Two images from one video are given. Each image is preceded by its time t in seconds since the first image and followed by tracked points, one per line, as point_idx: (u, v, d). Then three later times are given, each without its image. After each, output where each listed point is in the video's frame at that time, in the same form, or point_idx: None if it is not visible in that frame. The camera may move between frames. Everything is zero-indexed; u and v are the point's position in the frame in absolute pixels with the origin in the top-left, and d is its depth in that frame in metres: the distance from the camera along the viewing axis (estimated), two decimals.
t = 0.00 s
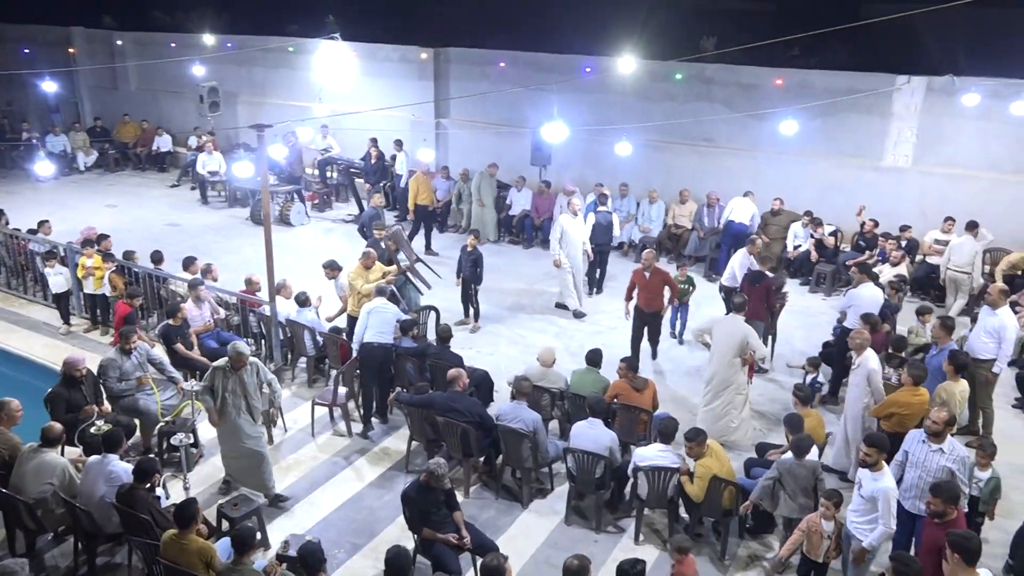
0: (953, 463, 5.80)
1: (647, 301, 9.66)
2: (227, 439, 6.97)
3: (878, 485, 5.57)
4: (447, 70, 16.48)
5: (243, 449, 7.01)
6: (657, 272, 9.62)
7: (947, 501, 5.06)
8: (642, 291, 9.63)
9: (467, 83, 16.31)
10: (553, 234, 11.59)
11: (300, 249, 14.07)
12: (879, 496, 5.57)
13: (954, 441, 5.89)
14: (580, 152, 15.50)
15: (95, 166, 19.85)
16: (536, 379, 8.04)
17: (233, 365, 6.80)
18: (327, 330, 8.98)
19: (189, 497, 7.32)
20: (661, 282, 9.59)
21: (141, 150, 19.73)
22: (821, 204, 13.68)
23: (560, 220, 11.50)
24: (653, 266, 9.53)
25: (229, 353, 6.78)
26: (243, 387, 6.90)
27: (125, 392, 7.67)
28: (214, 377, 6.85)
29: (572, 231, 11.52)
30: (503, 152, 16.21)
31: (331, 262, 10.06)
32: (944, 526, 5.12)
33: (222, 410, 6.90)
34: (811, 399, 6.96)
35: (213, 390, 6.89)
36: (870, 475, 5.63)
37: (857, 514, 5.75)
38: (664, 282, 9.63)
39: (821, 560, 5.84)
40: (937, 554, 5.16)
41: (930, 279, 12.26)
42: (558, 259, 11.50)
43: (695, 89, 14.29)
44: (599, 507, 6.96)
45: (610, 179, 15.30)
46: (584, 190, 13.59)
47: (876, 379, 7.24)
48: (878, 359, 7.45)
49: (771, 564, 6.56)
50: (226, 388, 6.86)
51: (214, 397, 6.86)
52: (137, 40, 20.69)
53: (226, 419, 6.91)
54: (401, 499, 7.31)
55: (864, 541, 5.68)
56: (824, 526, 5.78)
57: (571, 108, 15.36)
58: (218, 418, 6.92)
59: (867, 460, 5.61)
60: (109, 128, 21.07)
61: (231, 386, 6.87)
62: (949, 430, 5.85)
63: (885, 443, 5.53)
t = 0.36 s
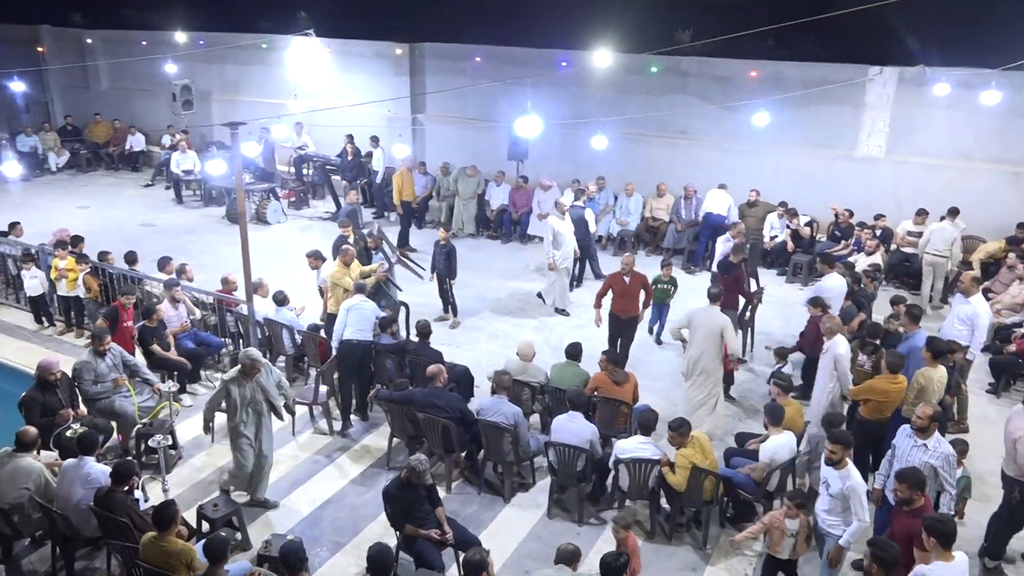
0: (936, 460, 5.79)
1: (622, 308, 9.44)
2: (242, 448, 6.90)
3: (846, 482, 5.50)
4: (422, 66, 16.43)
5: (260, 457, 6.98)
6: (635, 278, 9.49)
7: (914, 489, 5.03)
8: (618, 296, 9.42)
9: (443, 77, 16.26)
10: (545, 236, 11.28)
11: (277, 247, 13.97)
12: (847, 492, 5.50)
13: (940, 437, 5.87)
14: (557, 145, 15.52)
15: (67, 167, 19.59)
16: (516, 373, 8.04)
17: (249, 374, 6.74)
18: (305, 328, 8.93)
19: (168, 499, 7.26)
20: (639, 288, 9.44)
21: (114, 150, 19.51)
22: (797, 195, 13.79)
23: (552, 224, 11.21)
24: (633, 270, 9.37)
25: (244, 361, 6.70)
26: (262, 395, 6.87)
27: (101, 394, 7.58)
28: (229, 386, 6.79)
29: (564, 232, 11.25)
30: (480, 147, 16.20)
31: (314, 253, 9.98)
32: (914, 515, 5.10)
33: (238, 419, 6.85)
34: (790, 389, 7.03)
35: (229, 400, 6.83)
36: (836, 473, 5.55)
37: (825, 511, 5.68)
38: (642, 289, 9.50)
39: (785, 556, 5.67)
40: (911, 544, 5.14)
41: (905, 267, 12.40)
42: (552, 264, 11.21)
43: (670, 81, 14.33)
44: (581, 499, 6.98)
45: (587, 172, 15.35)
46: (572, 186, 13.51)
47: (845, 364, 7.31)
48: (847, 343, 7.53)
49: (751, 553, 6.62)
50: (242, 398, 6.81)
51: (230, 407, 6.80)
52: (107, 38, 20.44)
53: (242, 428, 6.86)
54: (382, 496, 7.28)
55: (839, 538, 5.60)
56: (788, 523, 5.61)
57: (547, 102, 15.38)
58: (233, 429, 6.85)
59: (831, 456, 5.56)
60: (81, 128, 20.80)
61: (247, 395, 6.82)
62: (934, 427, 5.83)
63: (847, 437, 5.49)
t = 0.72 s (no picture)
0: (913, 446, 5.83)
1: (606, 306, 9.36)
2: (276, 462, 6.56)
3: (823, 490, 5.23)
4: (399, 57, 16.32)
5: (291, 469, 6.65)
6: (619, 276, 9.40)
7: (874, 466, 4.96)
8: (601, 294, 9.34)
9: (420, 68, 16.17)
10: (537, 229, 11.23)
11: (255, 242, 13.87)
12: (825, 500, 5.25)
13: (918, 423, 5.89)
14: (535, 136, 15.51)
15: (40, 164, 19.33)
16: (498, 364, 8.05)
17: (271, 381, 6.44)
18: (286, 323, 8.88)
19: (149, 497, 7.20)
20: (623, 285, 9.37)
21: (87, 146, 19.27)
22: (775, 182, 13.87)
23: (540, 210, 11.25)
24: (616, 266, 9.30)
25: (265, 370, 6.39)
26: (284, 401, 6.60)
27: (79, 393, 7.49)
28: (255, 399, 6.42)
29: (554, 222, 11.29)
30: (459, 139, 16.16)
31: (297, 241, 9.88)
32: (876, 494, 5.04)
33: (268, 430, 6.49)
34: (770, 374, 7.06)
35: (258, 415, 6.45)
36: (815, 481, 5.28)
37: (797, 517, 5.44)
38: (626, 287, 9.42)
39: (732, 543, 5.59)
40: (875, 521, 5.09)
41: (882, 252, 12.51)
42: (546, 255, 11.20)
43: (648, 70, 14.32)
44: (564, 488, 7.01)
45: (567, 162, 15.35)
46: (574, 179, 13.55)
47: (813, 342, 7.34)
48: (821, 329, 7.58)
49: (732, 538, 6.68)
50: (270, 409, 6.47)
51: (260, 422, 6.43)
52: (78, 32, 20.15)
53: (273, 440, 6.52)
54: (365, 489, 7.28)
55: (816, 544, 5.40)
56: (735, 510, 5.54)
57: (525, 92, 15.36)
58: (265, 443, 6.49)
59: (808, 463, 5.30)
60: (53, 124, 20.51)
61: (272, 404, 6.49)
62: (912, 413, 5.83)
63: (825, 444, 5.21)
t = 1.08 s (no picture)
0: (873, 420, 5.91)
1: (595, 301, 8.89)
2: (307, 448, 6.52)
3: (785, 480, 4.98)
4: (377, 38, 16.17)
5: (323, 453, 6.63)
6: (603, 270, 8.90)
7: (838, 439, 4.97)
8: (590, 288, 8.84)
9: (398, 49, 16.03)
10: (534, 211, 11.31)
11: (234, 227, 13.75)
12: (791, 492, 4.99)
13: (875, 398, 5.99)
14: (515, 116, 15.46)
15: (12, 150, 19.04)
16: (480, 345, 8.06)
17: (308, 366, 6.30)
18: (266, 308, 8.83)
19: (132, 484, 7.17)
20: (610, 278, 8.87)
21: (61, 131, 18.98)
22: (753, 160, 13.92)
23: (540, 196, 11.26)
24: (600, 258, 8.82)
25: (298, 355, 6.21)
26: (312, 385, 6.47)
27: (58, 380, 7.43)
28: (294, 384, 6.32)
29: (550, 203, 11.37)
30: (438, 119, 16.07)
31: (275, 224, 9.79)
32: (841, 468, 5.03)
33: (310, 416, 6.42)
34: (751, 349, 7.09)
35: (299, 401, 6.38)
36: (775, 473, 5.02)
37: (760, 512, 5.17)
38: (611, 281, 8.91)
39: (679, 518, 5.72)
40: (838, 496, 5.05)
41: (860, 228, 12.61)
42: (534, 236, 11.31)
43: (627, 49, 14.27)
44: (548, 467, 7.04)
45: (547, 142, 15.31)
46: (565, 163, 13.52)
47: (778, 318, 7.43)
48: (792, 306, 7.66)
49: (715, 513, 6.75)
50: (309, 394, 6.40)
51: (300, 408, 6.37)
52: (48, 16, 19.80)
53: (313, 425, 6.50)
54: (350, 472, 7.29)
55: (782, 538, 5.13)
56: (682, 488, 5.66)
57: (503, 72, 15.28)
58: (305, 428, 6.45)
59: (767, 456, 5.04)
60: (25, 109, 20.18)
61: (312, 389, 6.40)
62: (869, 388, 5.94)
63: (783, 436, 4.95)
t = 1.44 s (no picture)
0: (835, 396, 5.73)
1: (597, 300, 8.26)
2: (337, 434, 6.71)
3: (732, 466, 4.82)
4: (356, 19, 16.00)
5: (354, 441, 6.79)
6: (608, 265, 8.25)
7: (801, 416, 5.04)
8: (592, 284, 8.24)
9: (377, 30, 15.88)
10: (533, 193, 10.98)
11: (213, 210, 13.62)
12: (740, 478, 4.84)
13: (835, 373, 5.83)
14: (495, 97, 15.39)
15: None
16: (463, 327, 8.06)
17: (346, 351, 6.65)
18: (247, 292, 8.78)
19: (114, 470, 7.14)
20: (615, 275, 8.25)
21: (35, 114, 18.68)
22: (735, 139, 13.95)
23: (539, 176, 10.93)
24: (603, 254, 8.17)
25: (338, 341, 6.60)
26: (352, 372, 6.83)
27: (38, 367, 7.36)
28: (334, 367, 6.70)
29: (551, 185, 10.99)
30: (419, 100, 15.97)
31: (253, 210, 9.70)
32: (804, 444, 5.09)
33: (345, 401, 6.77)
34: (733, 328, 7.11)
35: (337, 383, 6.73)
36: (718, 462, 4.85)
37: (710, 505, 4.98)
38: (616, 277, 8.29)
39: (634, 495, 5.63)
40: (801, 473, 5.12)
41: (841, 207, 12.67)
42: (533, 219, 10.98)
43: (608, 29, 14.20)
44: (531, 447, 7.06)
45: (528, 122, 15.27)
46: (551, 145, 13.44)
47: (751, 298, 7.47)
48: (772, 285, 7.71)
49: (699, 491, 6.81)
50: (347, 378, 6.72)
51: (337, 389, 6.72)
52: None
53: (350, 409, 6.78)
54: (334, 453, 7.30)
55: (736, 528, 4.95)
56: (639, 466, 5.53)
57: (483, 52, 15.19)
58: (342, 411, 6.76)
59: (705, 447, 4.86)
60: None
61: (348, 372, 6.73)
62: (829, 364, 5.80)
63: (718, 424, 4.79)
